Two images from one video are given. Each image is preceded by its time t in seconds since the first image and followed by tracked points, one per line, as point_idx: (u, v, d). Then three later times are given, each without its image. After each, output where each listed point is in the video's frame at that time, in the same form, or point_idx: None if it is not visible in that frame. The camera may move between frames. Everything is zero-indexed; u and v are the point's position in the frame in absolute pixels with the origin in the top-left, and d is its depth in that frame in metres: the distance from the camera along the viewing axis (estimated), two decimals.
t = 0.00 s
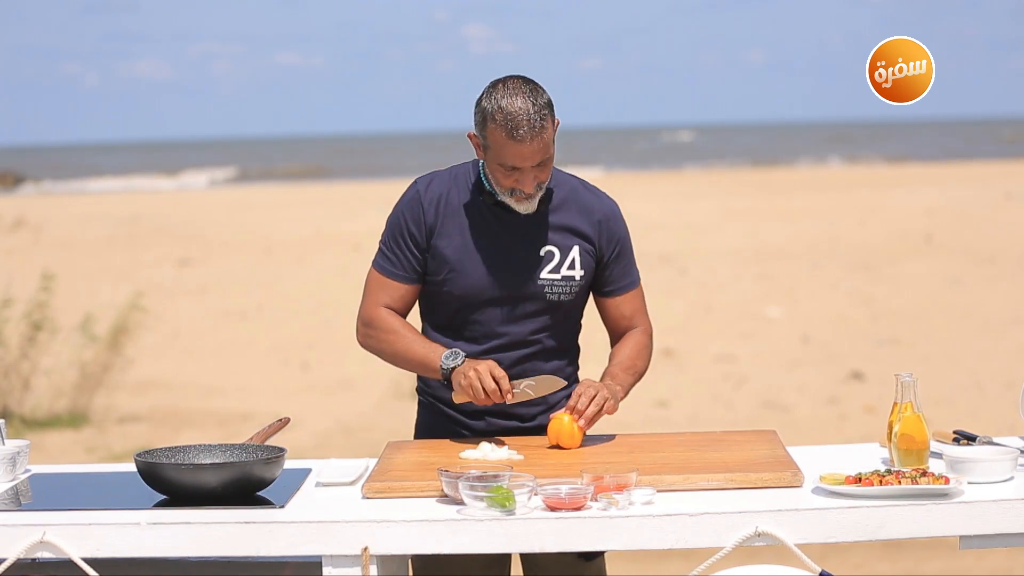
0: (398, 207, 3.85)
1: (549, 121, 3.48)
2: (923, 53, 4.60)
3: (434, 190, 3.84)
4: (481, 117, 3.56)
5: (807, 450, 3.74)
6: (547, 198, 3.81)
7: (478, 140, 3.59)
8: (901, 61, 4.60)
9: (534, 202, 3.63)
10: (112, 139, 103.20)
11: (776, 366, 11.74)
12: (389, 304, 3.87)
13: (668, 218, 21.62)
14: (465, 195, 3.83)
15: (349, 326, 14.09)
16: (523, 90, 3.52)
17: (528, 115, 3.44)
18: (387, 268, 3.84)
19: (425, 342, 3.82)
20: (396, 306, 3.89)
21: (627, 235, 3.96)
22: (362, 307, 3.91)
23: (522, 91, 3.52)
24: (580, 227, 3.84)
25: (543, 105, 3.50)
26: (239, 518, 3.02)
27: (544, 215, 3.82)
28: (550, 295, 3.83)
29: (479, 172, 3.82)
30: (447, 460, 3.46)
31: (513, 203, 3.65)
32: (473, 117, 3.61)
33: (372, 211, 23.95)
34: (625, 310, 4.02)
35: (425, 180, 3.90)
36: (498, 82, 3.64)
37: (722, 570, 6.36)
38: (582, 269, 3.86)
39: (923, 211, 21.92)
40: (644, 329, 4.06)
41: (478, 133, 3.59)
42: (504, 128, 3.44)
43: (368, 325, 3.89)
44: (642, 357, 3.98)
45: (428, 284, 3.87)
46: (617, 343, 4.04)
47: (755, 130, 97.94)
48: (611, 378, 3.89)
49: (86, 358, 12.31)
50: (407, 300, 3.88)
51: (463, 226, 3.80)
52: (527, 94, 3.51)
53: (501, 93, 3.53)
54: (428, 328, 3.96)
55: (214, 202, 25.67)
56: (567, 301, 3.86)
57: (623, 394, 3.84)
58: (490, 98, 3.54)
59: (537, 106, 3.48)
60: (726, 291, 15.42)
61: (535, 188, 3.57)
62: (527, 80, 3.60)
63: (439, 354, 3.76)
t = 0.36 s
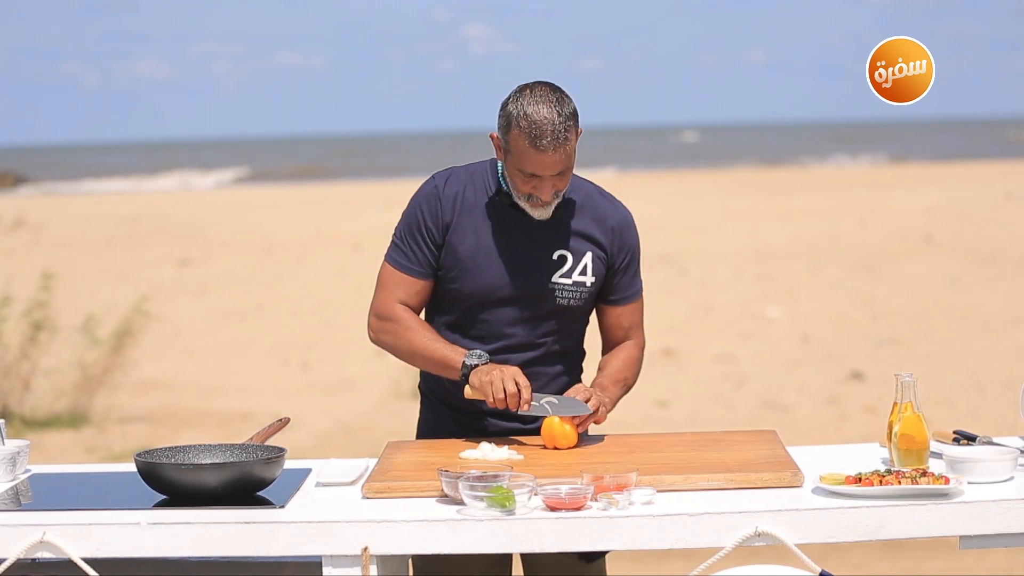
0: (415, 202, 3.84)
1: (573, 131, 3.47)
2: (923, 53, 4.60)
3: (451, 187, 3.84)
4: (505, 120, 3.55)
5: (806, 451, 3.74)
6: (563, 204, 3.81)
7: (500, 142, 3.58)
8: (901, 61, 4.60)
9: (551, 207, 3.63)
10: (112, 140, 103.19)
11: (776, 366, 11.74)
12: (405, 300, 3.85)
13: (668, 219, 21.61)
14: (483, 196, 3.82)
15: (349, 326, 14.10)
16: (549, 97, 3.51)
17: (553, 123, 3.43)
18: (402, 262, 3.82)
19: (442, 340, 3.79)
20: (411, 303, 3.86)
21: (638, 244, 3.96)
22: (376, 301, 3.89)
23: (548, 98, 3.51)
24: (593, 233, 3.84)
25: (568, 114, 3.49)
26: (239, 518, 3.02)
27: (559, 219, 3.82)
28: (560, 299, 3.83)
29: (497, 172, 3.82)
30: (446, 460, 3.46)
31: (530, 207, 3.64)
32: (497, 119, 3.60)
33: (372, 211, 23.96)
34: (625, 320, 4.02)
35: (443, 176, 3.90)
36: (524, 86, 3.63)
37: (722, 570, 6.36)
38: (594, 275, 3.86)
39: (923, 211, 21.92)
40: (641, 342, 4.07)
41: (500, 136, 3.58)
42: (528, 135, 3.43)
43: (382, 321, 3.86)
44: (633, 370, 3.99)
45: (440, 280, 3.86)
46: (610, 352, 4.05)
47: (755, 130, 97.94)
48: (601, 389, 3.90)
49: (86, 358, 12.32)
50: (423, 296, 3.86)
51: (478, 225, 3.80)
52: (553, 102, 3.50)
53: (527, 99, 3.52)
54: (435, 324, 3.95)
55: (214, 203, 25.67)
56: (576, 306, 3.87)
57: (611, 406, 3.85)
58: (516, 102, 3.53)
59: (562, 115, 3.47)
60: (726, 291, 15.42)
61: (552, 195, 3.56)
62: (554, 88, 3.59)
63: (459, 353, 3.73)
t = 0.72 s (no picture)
0: (420, 205, 3.83)
1: (577, 141, 3.46)
2: (923, 53, 4.60)
3: (455, 189, 3.84)
4: (510, 126, 3.54)
5: (806, 451, 3.74)
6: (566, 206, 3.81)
7: (504, 148, 3.58)
8: (901, 61, 4.59)
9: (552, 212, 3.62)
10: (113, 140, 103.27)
11: (775, 366, 11.74)
12: (421, 308, 3.83)
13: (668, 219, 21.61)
14: (487, 199, 3.82)
15: (348, 326, 14.10)
16: (554, 105, 3.50)
17: (557, 132, 3.43)
18: (408, 265, 3.80)
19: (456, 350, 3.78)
20: (427, 310, 3.85)
21: (639, 245, 3.96)
22: (390, 308, 3.86)
23: (552, 106, 3.50)
24: (596, 234, 3.84)
25: (573, 123, 3.49)
26: (239, 518, 3.02)
27: (561, 221, 3.82)
28: (563, 300, 3.84)
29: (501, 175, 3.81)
30: (447, 461, 3.47)
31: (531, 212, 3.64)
32: (501, 124, 3.59)
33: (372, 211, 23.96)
34: (624, 321, 4.02)
35: (447, 178, 3.89)
36: (530, 92, 3.63)
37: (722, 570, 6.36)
38: (596, 276, 3.86)
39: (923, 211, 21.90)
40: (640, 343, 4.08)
41: (504, 142, 3.58)
42: (532, 143, 3.43)
43: (397, 330, 3.84)
44: (631, 371, 4.00)
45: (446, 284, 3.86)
46: (608, 354, 4.05)
47: (756, 130, 97.92)
48: (600, 391, 3.90)
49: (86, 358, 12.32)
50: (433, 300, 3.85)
51: (483, 227, 3.79)
52: (557, 110, 3.49)
53: (532, 106, 3.51)
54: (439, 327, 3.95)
55: (214, 203, 25.68)
56: (578, 307, 3.87)
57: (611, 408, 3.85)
58: (521, 109, 3.52)
59: (566, 124, 3.46)
60: (726, 291, 15.42)
61: (554, 201, 3.56)
62: (559, 95, 3.59)
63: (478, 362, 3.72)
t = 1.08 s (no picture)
0: (405, 202, 3.86)
1: (566, 138, 3.47)
2: (923, 53, 4.60)
3: (441, 189, 3.84)
4: (498, 124, 3.54)
5: (806, 451, 3.74)
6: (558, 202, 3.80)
7: (493, 146, 3.58)
8: (901, 60, 4.60)
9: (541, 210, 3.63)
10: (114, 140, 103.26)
11: (775, 366, 11.73)
12: (383, 293, 3.91)
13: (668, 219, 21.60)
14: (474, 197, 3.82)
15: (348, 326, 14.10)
16: (541, 102, 3.50)
17: (545, 130, 3.43)
18: (388, 260, 3.86)
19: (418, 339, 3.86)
20: (390, 296, 3.92)
21: (633, 237, 3.95)
22: (359, 292, 3.95)
23: (540, 103, 3.50)
24: (589, 228, 3.84)
25: (561, 121, 3.49)
26: (239, 518, 3.02)
27: (553, 217, 3.81)
28: (559, 296, 3.83)
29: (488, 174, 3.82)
30: (447, 460, 3.47)
31: (522, 210, 3.64)
32: (491, 121, 3.59)
33: (371, 211, 23.95)
34: (626, 312, 4.02)
35: (434, 178, 3.90)
36: (518, 89, 3.62)
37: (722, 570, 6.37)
38: (592, 270, 3.85)
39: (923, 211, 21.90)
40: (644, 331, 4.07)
41: (494, 140, 3.58)
42: (521, 142, 3.43)
43: (362, 312, 3.93)
44: (639, 356, 4.00)
45: (431, 280, 3.89)
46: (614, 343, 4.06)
47: (756, 130, 97.88)
48: (612, 376, 3.91)
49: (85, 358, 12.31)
50: (407, 291, 3.91)
51: (472, 224, 3.81)
52: (545, 107, 3.49)
53: (520, 103, 3.51)
54: (429, 325, 3.98)
55: (213, 203, 25.67)
56: (575, 302, 3.86)
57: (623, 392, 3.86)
58: (509, 107, 3.53)
59: (555, 122, 3.46)
60: (726, 291, 15.42)
61: (544, 199, 3.57)
62: (548, 91, 3.58)
63: (429, 353, 3.80)
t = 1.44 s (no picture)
0: (399, 207, 3.85)
1: (548, 126, 3.47)
2: (922, 53, 4.61)
3: (433, 189, 3.84)
4: (480, 118, 3.55)
5: (806, 450, 3.74)
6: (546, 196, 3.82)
7: (477, 140, 3.60)
8: (901, 61, 4.60)
9: (528, 204, 3.63)
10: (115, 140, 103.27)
11: (775, 366, 11.73)
12: (395, 306, 3.86)
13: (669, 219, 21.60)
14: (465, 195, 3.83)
15: (348, 326, 14.10)
16: (522, 93, 3.51)
17: (527, 119, 3.44)
18: (389, 268, 3.83)
19: (437, 343, 3.81)
20: (402, 308, 3.87)
21: (624, 232, 3.96)
22: (369, 309, 3.89)
23: (521, 94, 3.51)
24: (580, 223, 3.85)
25: (542, 110, 3.49)
26: (239, 518, 3.02)
27: (543, 213, 3.83)
28: (552, 291, 3.83)
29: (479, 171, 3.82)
30: (447, 461, 3.47)
31: (509, 205, 3.64)
32: (473, 116, 3.60)
33: (371, 211, 23.95)
34: (616, 310, 4.01)
35: (425, 179, 3.90)
36: (499, 83, 3.64)
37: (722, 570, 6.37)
38: (584, 264, 3.86)
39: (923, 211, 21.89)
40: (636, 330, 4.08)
41: (477, 134, 3.59)
42: (502, 132, 3.44)
43: (377, 329, 3.86)
44: (631, 357, 4.01)
45: (428, 284, 3.87)
46: (607, 342, 4.06)
47: (757, 130, 97.88)
48: (603, 380, 3.93)
49: (85, 358, 12.31)
50: (412, 299, 3.87)
51: (464, 223, 3.81)
52: (526, 97, 3.50)
53: (501, 95, 3.52)
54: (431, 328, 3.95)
55: (213, 203, 25.66)
56: (569, 298, 3.86)
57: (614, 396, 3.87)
58: (490, 100, 3.54)
59: (536, 111, 3.47)
60: (726, 291, 15.42)
61: (531, 191, 3.57)
62: (529, 83, 3.59)
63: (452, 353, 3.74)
